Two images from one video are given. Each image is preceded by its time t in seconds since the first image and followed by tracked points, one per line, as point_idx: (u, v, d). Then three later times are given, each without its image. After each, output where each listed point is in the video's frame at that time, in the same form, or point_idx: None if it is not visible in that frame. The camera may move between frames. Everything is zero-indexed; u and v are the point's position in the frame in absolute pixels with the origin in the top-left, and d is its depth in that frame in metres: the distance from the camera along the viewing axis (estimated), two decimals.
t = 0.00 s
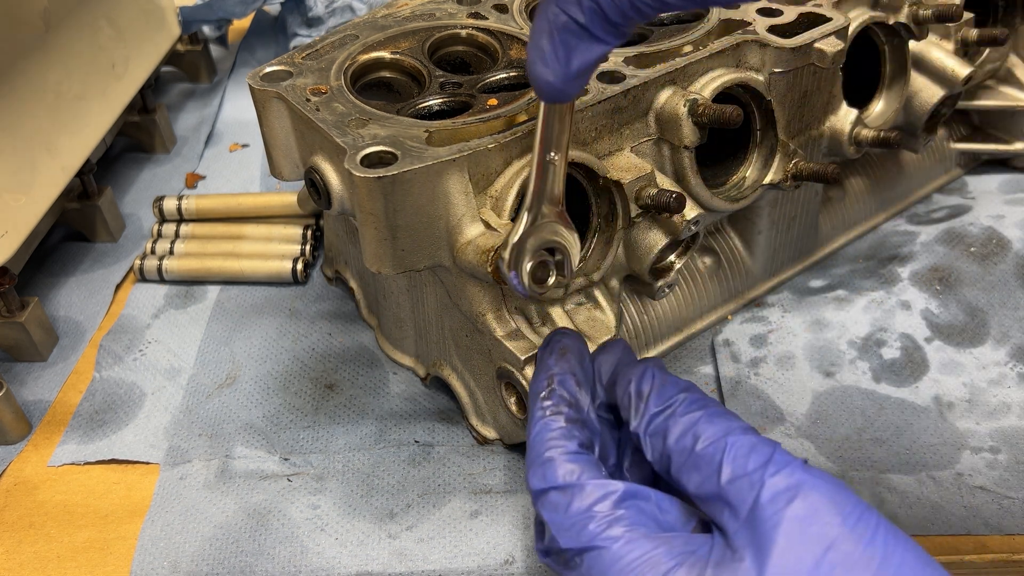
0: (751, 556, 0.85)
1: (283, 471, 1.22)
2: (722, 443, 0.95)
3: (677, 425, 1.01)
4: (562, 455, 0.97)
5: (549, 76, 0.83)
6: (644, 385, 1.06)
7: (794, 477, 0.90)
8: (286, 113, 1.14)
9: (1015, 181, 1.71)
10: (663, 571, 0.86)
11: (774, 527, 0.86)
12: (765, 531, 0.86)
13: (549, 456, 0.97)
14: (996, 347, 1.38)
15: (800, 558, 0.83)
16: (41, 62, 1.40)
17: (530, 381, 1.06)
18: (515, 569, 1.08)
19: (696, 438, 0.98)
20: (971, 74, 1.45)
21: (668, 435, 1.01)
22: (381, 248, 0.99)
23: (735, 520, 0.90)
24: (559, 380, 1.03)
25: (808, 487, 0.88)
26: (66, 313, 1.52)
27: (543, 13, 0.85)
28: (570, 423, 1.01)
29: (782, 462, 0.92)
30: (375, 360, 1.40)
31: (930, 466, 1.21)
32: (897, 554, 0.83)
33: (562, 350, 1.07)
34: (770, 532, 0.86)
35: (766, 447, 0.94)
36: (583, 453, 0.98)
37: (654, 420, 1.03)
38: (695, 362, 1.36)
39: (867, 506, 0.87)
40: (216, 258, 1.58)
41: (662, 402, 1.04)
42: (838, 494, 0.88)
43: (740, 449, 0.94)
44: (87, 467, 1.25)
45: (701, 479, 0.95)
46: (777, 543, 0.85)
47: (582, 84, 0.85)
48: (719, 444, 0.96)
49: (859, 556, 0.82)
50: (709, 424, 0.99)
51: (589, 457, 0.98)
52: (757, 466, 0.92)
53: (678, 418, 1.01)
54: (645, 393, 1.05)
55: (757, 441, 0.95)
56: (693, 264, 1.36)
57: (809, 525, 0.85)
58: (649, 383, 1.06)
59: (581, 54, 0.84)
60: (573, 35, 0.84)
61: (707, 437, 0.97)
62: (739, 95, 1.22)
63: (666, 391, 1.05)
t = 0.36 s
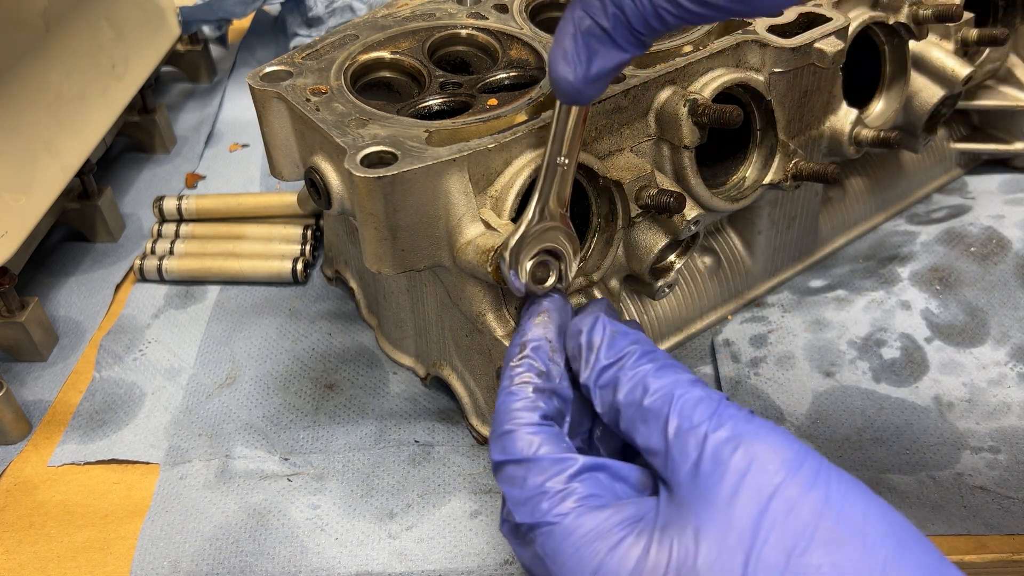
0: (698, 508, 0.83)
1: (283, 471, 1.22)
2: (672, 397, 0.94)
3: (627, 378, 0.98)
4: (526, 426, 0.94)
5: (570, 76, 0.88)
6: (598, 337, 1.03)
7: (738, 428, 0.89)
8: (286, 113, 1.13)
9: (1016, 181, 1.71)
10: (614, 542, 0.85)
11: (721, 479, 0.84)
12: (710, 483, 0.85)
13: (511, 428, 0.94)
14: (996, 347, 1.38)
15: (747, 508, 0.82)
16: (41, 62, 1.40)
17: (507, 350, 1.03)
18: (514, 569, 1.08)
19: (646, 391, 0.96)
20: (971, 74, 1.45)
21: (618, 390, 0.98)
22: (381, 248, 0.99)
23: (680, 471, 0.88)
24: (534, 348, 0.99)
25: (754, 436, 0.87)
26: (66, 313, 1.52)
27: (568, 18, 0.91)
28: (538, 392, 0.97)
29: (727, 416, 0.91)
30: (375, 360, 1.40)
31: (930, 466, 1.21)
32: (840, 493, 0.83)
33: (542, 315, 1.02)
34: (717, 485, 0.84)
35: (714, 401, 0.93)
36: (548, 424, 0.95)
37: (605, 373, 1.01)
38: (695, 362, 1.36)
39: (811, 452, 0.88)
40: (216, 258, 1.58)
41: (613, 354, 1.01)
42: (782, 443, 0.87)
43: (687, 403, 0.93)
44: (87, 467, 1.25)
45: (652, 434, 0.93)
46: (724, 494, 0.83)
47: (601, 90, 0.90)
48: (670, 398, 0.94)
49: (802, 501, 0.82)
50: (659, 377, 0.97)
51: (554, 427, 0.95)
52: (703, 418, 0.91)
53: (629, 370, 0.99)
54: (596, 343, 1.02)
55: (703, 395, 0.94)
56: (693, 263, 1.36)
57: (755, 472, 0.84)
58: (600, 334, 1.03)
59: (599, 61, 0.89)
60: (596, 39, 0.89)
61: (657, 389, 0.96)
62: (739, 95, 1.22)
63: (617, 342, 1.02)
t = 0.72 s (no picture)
0: (667, 499, 0.83)
1: (283, 471, 1.22)
2: (644, 385, 0.93)
3: (602, 363, 0.96)
4: (503, 428, 0.93)
5: (595, 79, 0.92)
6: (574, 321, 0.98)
7: (710, 415, 0.88)
8: (286, 113, 1.14)
9: (1016, 181, 1.71)
10: (584, 542, 0.84)
11: (690, 467, 0.84)
12: (678, 472, 0.84)
13: (488, 429, 0.93)
14: (995, 347, 1.38)
15: (715, 495, 0.81)
16: (41, 62, 1.40)
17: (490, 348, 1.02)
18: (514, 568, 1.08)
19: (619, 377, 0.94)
20: (971, 74, 1.45)
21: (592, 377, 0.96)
22: (381, 248, 0.99)
23: (651, 459, 0.87)
24: (517, 346, 0.98)
25: (723, 424, 0.87)
26: (66, 313, 1.52)
27: (599, 22, 0.95)
28: (517, 393, 0.96)
29: (700, 403, 0.90)
30: (375, 360, 1.40)
31: (930, 466, 1.21)
32: (808, 477, 0.82)
33: (527, 313, 1.00)
34: (686, 474, 0.83)
35: (689, 388, 0.92)
36: (525, 425, 0.94)
37: (581, 359, 0.97)
38: (695, 363, 1.37)
39: (780, 436, 0.87)
40: (216, 258, 1.58)
41: (588, 339, 0.98)
42: (754, 428, 0.87)
43: (660, 388, 0.92)
44: (87, 467, 1.25)
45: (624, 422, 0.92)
46: (692, 482, 0.83)
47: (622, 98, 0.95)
48: (642, 385, 0.93)
49: (769, 484, 0.81)
50: (633, 363, 0.95)
51: (531, 428, 0.94)
52: (673, 405, 0.90)
53: (603, 354, 0.97)
54: (573, 328, 0.98)
55: (677, 381, 0.93)
56: (693, 263, 1.36)
57: (723, 459, 0.83)
58: (577, 318, 0.98)
59: (625, 69, 0.94)
60: (624, 48, 0.95)
61: (629, 375, 0.94)
62: (739, 95, 1.23)
63: (594, 327, 0.99)
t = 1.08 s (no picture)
0: (656, 488, 0.82)
1: (283, 471, 1.22)
2: (636, 376, 0.93)
3: (600, 351, 0.96)
4: (498, 426, 0.91)
5: (639, 103, 0.94)
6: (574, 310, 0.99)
7: (701, 405, 0.88)
8: (286, 114, 1.14)
9: (1016, 181, 1.71)
10: (575, 538, 0.83)
11: (680, 456, 0.83)
12: (669, 460, 0.84)
13: (481, 426, 0.92)
14: (995, 347, 1.38)
15: (704, 483, 0.81)
16: (41, 62, 1.40)
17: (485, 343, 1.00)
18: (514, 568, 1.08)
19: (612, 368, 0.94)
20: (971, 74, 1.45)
21: (587, 369, 0.96)
22: (381, 248, 0.99)
23: (642, 449, 0.86)
24: (511, 344, 0.97)
25: (713, 414, 0.87)
26: (66, 313, 1.52)
27: (659, 49, 0.96)
28: (511, 389, 0.94)
29: (693, 394, 0.90)
30: (375, 360, 1.40)
31: (930, 466, 1.21)
32: (795, 466, 0.83)
33: (521, 310, 0.99)
34: (676, 463, 0.83)
35: (682, 379, 0.92)
36: (518, 422, 0.93)
37: (581, 348, 0.98)
38: (695, 363, 1.37)
39: (767, 426, 0.87)
40: (216, 258, 1.58)
41: (589, 327, 0.98)
42: (742, 418, 0.87)
43: (654, 378, 0.92)
44: (87, 467, 1.25)
45: (616, 412, 0.91)
46: (682, 471, 0.82)
47: (662, 126, 0.97)
48: (634, 376, 0.93)
49: (758, 472, 0.81)
50: (630, 353, 0.95)
51: (524, 425, 0.93)
52: (665, 395, 0.90)
53: (601, 343, 0.97)
54: (575, 316, 0.98)
55: (670, 372, 0.93)
56: (693, 263, 1.36)
57: (713, 448, 0.83)
58: (579, 308, 0.99)
59: (671, 98, 0.95)
60: (676, 77, 0.95)
61: (626, 365, 0.94)
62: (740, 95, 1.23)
63: (594, 317, 0.99)
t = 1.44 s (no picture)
0: (640, 484, 0.82)
1: (283, 471, 1.22)
2: (624, 373, 0.92)
3: (591, 346, 0.94)
4: (489, 419, 0.90)
5: (672, 128, 0.99)
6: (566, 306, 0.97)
7: (687, 404, 0.88)
8: (287, 114, 1.14)
9: (1016, 181, 1.71)
10: (559, 535, 0.83)
11: (663, 453, 0.84)
12: (653, 458, 0.84)
13: (473, 418, 0.90)
14: (995, 347, 1.38)
15: (687, 479, 0.81)
16: (41, 62, 1.40)
17: (476, 336, 0.99)
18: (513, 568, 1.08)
19: (600, 364, 0.93)
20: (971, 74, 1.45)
21: (575, 365, 0.94)
22: (381, 248, 0.99)
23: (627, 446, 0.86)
24: (505, 339, 0.95)
25: (697, 412, 0.87)
26: (66, 313, 1.52)
27: (700, 83, 1.02)
28: (504, 382, 0.93)
29: (679, 393, 0.90)
30: (375, 361, 1.40)
31: (930, 466, 1.21)
32: (776, 464, 0.83)
33: (515, 305, 0.98)
34: (660, 460, 0.83)
35: (669, 378, 0.92)
36: (511, 417, 0.91)
37: (571, 344, 0.95)
38: (695, 362, 1.37)
39: (749, 426, 0.88)
40: (216, 258, 1.58)
41: (581, 323, 0.96)
42: (725, 417, 0.87)
43: (642, 376, 0.91)
44: (87, 467, 1.25)
45: (602, 408, 0.90)
46: (665, 467, 0.83)
47: (691, 154, 1.01)
48: (623, 373, 0.92)
49: (740, 470, 0.82)
50: (620, 349, 0.94)
51: (517, 420, 0.91)
52: (652, 393, 0.89)
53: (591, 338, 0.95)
54: (568, 311, 0.97)
55: (659, 370, 0.93)
56: (693, 263, 1.36)
57: (696, 445, 0.84)
58: (572, 304, 0.97)
59: (704, 127, 1.00)
60: (712, 109, 1.00)
61: (616, 362, 0.93)
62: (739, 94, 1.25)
63: (587, 314, 0.97)
